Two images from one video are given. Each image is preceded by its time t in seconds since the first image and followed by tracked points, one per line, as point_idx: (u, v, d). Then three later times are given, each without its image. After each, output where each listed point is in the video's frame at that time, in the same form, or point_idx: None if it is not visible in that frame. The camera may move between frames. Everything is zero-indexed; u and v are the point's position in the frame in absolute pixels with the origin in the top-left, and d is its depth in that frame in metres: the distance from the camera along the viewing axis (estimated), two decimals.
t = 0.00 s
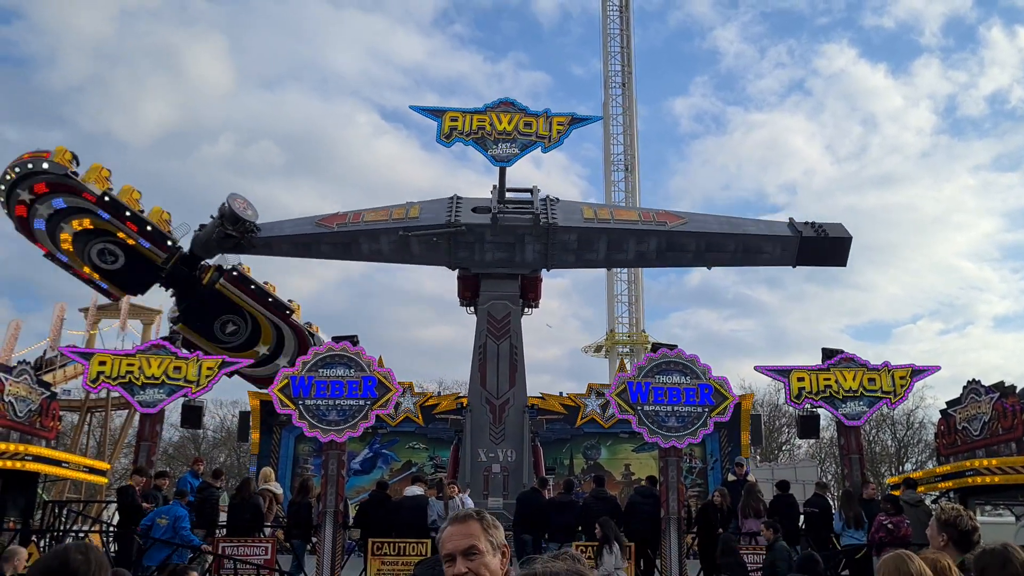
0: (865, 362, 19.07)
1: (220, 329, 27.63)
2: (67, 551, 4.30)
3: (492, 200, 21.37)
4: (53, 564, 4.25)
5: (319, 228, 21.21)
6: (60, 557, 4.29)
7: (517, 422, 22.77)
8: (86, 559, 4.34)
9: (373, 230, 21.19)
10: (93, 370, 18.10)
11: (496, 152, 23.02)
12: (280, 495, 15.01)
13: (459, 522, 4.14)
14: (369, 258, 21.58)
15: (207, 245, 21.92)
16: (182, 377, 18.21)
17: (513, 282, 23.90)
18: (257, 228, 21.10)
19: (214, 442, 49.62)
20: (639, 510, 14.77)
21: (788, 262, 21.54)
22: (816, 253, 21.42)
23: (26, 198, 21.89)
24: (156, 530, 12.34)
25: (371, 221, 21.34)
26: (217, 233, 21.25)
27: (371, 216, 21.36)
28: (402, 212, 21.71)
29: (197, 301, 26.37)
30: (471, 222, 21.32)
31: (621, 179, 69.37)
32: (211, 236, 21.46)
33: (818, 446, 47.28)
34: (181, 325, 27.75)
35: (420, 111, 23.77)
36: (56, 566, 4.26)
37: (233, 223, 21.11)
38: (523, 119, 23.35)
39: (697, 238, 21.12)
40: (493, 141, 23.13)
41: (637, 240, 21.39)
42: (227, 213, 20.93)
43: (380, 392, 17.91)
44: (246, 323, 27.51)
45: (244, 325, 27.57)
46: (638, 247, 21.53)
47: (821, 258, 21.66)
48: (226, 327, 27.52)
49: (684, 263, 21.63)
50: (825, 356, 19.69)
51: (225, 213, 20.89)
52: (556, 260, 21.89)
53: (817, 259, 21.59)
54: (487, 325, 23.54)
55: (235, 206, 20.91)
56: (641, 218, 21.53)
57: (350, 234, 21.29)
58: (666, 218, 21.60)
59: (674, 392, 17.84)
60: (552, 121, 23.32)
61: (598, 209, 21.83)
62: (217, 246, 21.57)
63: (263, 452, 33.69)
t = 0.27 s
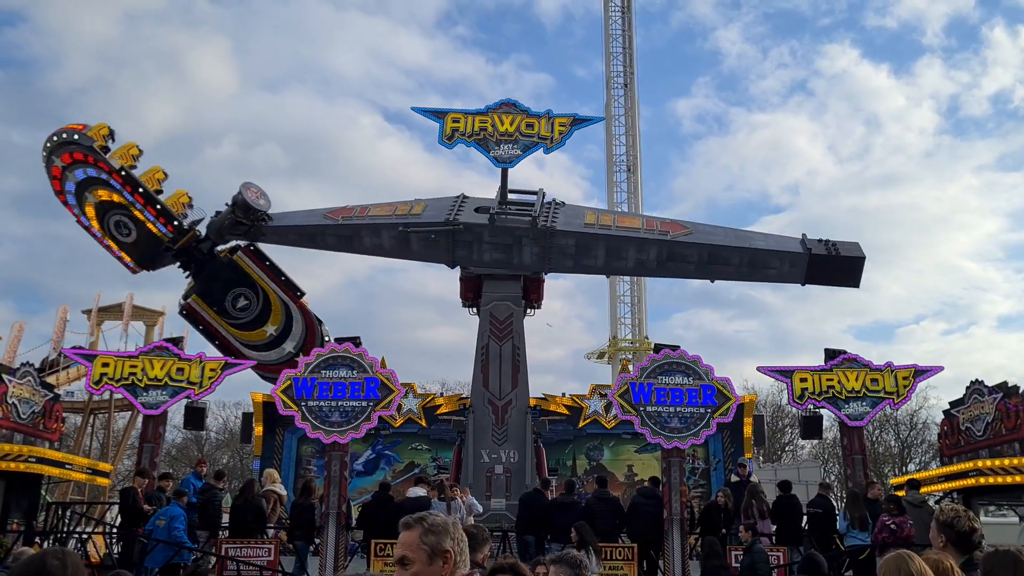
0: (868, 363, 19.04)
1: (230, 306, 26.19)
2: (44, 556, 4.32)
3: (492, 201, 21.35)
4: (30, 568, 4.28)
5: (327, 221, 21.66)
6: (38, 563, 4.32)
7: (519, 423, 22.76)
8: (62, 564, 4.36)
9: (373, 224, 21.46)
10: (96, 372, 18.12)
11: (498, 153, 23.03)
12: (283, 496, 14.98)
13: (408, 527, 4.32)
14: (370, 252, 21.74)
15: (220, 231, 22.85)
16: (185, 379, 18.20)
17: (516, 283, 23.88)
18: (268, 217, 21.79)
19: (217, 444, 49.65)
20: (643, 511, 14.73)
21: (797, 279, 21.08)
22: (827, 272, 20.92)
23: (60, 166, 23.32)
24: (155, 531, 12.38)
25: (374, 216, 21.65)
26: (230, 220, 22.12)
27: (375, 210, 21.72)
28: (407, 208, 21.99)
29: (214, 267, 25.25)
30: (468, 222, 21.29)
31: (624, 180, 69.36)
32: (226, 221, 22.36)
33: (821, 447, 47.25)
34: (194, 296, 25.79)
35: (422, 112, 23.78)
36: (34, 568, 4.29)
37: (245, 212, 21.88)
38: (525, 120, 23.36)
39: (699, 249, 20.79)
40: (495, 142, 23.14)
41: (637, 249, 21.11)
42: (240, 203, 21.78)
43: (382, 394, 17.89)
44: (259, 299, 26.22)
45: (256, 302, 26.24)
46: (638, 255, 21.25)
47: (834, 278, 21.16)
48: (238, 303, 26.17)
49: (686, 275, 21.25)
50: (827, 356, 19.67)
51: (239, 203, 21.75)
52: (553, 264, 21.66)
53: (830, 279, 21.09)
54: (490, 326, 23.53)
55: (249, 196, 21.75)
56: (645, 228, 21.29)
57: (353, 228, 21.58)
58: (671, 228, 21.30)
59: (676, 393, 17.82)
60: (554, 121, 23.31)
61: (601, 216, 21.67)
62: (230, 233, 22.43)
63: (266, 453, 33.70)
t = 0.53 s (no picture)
0: (872, 363, 19.04)
1: (241, 289, 25.77)
2: (48, 562, 4.37)
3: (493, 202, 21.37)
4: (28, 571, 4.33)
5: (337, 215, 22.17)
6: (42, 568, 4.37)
7: (523, 425, 22.76)
8: (66, 569, 4.41)
9: (378, 219, 21.88)
10: (100, 374, 18.19)
11: (501, 154, 23.08)
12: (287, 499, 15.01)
13: (363, 531, 4.72)
14: (376, 248, 22.19)
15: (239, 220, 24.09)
16: (189, 381, 18.24)
17: (520, 284, 23.90)
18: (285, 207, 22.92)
19: (221, 446, 49.72)
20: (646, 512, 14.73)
21: (800, 297, 20.68)
22: (831, 291, 20.51)
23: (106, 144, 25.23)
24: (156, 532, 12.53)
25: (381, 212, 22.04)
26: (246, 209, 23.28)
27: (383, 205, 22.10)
28: (415, 206, 22.29)
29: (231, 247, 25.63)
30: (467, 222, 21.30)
31: (627, 181, 69.37)
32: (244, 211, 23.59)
33: (825, 448, 47.24)
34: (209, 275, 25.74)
35: (425, 114, 23.83)
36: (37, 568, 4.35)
37: (263, 202, 23.11)
38: (527, 121, 23.40)
39: (700, 260, 20.43)
40: (498, 144, 23.18)
41: (635, 258, 20.80)
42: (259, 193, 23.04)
43: (386, 396, 17.92)
44: (270, 284, 25.78)
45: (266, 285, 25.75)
46: (637, 264, 20.96)
47: (839, 297, 20.73)
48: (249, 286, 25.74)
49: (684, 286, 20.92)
50: (831, 358, 19.67)
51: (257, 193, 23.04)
52: (551, 269, 21.50)
53: (835, 299, 20.66)
54: (493, 327, 23.55)
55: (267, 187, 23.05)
56: (647, 236, 20.97)
57: (360, 222, 22.06)
58: (674, 238, 20.93)
59: (680, 394, 17.82)
60: (557, 123, 23.32)
61: (603, 223, 21.41)
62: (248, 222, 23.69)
63: (270, 455, 33.73)
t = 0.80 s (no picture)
0: (875, 365, 19.04)
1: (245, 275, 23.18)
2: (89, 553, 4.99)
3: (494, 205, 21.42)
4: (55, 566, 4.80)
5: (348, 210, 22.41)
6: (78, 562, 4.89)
7: (526, 427, 22.76)
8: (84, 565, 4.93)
9: (386, 214, 22.05)
10: (104, 377, 18.23)
11: (503, 157, 23.10)
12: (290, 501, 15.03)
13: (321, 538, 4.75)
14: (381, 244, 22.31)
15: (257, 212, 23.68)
16: (192, 384, 18.26)
17: (523, 286, 23.88)
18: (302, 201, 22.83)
19: (225, 449, 49.77)
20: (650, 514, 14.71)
21: (800, 315, 20.20)
22: (832, 310, 19.99)
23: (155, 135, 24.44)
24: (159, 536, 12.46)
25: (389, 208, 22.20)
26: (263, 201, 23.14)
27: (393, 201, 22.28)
28: (424, 203, 22.46)
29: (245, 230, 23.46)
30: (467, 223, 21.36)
31: (630, 183, 69.36)
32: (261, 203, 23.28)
33: (829, 449, 47.21)
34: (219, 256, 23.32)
35: (427, 117, 23.86)
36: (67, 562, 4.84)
37: (279, 194, 22.79)
38: (530, 124, 23.41)
39: (696, 272, 20.12)
40: (500, 146, 23.20)
41: (631, 266, 20.56)
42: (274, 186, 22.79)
43: (389, 398, 17.91)
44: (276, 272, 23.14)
45: (274, 272, 23.14)
46: (633, 272, 20.70)
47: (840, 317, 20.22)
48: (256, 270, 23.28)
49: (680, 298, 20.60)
50: (834, 359, 19.66)
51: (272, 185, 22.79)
52: (548, 273, 21.40)
53: (836, 319, 20.15)
54: (496, 330, 23.57)
55: (285, 179, 22.82)
56: (645, 244, 20.75)
57: (369, 217, 22.26)
58: (674, 248, 20.65)
59: (683, 396, 17.81)
60: (559, 125, 23.31)
61: (604, 230, 21.26)
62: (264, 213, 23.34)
63: (274, 458, 33.76)
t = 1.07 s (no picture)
0: (876, 366, 19.08)
1: (250, 267, 23.16)
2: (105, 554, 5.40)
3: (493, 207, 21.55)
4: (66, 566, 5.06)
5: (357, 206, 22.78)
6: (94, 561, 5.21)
7: (527, 429, 22.75)
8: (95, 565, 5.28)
9: (390, 212, 22.28)
10: (105, 380, 18.22)
11: (503, 159, 23.12)
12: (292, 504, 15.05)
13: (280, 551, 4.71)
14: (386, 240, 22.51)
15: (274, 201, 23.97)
16: (193, 387, 18.28)
17: (524, 288, 23.89)
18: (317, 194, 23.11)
19: (226, 451, 49.75)
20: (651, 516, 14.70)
21: (794, 333, 19.53)
22: (828, 331, 19.18)
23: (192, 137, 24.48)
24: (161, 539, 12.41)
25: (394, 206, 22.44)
26: (281, 194, 23.31)
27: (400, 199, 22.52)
28: (431, 202, 22.64)
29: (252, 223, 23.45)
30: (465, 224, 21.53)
31: (631, 184, 69.35)
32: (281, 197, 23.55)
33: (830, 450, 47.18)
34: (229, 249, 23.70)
35: (427, 119, 23.89)
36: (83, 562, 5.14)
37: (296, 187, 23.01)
38: (530, 126, 23.42)
39: (687, 282, 19.80)
40: (501, 148, 23.21)
41: (622, 273, 20.35)
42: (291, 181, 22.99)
43: (390, 400, 17.88)
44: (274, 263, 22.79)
45: (273, 263, 22.83)
46: (624, 280, 20.48)
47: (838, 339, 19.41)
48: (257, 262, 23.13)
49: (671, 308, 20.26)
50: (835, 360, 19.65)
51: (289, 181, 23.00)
52: (542, 276, 21.34)
53: (833, 341, 19.31)
54: (498, 331, 23.57)
55: (302, 174, 22.96)
56: (640, 252, 20.64)
57: (375, 215, 22.49)
58: (669, 257, 20.43)
59: (684, 398, 17.80)
60: (559, 127, 23.30)
61: (601, 236, 21.18)
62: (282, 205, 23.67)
63: (275, 460, 33.75)
